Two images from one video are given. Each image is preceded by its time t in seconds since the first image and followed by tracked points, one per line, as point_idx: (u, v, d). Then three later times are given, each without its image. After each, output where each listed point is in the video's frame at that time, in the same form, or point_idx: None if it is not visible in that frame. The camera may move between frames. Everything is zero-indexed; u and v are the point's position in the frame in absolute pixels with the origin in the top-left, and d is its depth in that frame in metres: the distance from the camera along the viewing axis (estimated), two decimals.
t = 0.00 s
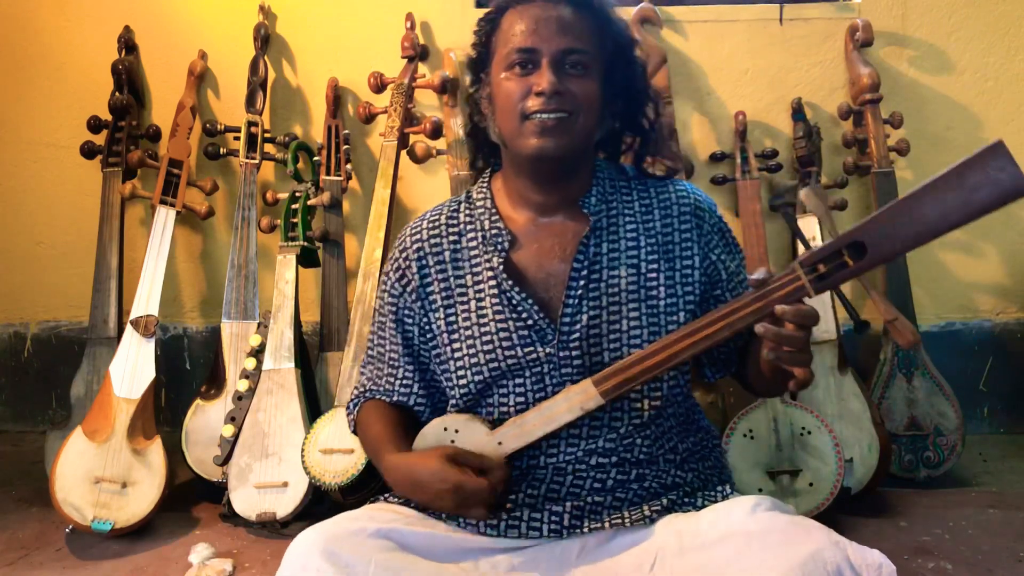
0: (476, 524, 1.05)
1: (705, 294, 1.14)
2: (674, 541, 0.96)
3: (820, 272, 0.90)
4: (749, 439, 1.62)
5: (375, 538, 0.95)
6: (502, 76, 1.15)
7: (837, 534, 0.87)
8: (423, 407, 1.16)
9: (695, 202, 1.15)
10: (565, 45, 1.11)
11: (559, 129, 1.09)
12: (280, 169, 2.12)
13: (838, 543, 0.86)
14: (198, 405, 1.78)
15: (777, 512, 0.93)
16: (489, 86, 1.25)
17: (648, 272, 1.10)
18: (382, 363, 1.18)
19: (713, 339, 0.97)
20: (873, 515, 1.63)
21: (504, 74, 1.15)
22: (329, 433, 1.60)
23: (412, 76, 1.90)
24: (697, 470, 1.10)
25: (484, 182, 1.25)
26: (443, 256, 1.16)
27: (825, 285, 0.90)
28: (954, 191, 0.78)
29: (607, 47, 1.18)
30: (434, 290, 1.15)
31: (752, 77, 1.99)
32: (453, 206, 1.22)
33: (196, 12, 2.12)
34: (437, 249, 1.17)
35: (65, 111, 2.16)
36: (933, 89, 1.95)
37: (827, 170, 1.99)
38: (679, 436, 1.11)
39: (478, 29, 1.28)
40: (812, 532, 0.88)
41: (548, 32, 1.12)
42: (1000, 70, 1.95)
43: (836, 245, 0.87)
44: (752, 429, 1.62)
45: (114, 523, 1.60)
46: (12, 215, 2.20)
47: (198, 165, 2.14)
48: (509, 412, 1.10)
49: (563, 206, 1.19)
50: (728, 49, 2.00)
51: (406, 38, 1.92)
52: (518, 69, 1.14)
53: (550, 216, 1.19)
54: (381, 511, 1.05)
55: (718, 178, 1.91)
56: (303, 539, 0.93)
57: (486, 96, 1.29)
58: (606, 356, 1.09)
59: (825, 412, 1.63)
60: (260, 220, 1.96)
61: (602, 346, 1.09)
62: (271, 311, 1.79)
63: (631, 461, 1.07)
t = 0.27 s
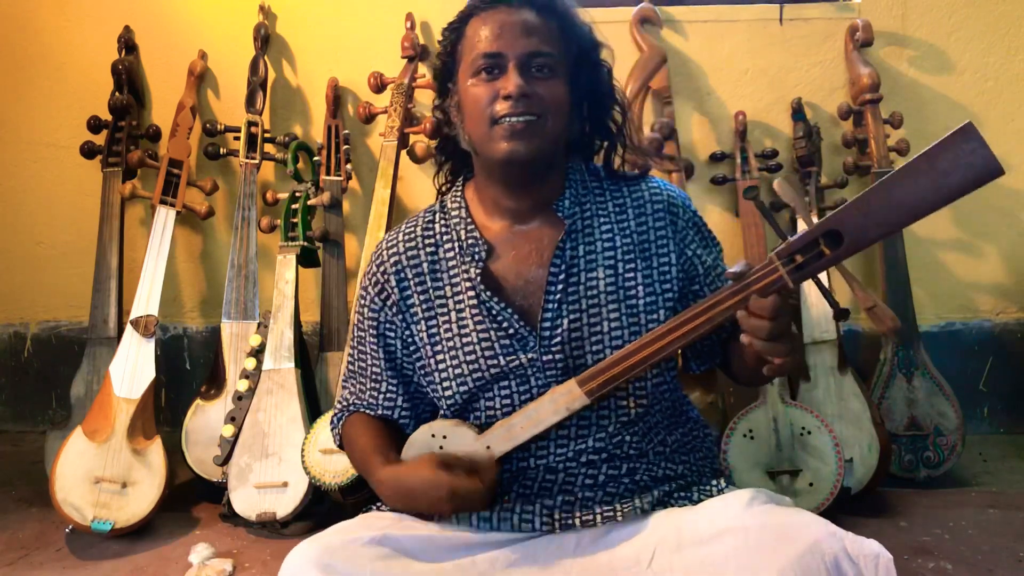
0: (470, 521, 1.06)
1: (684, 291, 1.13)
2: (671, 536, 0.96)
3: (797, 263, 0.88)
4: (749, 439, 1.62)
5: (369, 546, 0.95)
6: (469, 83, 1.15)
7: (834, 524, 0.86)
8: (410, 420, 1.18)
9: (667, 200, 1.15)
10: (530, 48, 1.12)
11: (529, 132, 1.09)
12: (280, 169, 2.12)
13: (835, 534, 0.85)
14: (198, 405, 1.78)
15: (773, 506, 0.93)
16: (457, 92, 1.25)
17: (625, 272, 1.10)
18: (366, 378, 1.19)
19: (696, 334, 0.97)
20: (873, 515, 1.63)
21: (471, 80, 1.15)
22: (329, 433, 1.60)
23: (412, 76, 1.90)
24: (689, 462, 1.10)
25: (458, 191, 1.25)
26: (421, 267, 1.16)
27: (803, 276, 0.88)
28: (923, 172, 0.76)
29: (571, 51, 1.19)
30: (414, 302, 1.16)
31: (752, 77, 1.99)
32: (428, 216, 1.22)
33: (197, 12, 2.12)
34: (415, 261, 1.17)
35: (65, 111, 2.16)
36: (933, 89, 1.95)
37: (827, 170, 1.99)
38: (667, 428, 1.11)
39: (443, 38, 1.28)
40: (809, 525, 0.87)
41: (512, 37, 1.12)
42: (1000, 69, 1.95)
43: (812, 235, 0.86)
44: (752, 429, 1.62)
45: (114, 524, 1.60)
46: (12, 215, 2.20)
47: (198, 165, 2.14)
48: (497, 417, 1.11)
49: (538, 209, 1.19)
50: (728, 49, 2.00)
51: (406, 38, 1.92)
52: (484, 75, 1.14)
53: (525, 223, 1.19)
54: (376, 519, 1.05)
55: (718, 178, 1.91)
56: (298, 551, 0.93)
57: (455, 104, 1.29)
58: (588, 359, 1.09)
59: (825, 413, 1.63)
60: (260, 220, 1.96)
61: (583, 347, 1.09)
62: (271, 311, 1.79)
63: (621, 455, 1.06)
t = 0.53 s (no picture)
0: (477, 524, 1.06)
1: (713, 292, 1.13)
2: (674, 538, 0.97)
3: (825, 267, 0.90)
4: (749, 439, 1.62)
5: (375, 538, 0.95)
6: (498, 75, 1.15)
7: (837, 533, 0.86)
8: (426, 404, 1.17)
9: (702, 199, 1.15)
10: (557, 38, 1.11)
11: (559, 124, 1.09)
12: (280, 169, 2.12)
13: (837, 542, 0.85)
14: (198, 405, 1.78)
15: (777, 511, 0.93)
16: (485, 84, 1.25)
17: (655, 268, 1.10)
18: (385, 358, 1.18)
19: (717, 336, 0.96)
20: (873, 515, 1.63)
21: (499, 72, 1.15)
22: (328, 433, 1.60)
23: (411, 76, 1.90)
24: (699, 471, 1.09)
25: (491, 177, 1.25)
26: (451, 251, 1.16)
27: (830, 281, 0.90)
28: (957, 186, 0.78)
29: (600, 39, 1.18)
30: (441, 285, 1.15)
31: (752, 77, 1.99)
32: (460, 202, 1.22)
33: (197, 12, 2.12)
34: (445, 244, 1.17)
35: (65, 111, 2.16)
36: (933, 89, 1.95)
37: (827, 170, 1.99)
38: (682, 436, 1.11)
39: (472, 30, 1.29)
40: (811, 531, 0.87)
41: (539, 28, 1.12)
42: (1000, 69, 1.95)
43: (841, 242, 0.87)
44: (752, 429, 1.62)
45: (114, 523, 1.60)
46: (12, 215, 2.20)
47: (198, 165, 2.14)
48: (514, 411, 1.10)
49: (571, 199, 1.19)
50: (728, 49, 2.00)
51: (406, 38, 1.92)
52: (512, 67, 1.14)
53: (557, 212, 1.18)
54: (382, 511, 1.05)
55: (718, 178, 1.91)
56: (305, 537, 0.93)
57: (485, 96, 1.29)
58: (613, 353, 1.09)
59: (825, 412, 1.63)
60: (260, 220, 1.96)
61: (609, 342, 1.09)
62: (271, 311, 1.79)
63: (634, 463, 1.06)
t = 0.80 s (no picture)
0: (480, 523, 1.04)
1: (726, 314, 1.14)
2: (675, 539, 0.96)
3: (847, 299, 0.91)
4: (749, 439, 1.62)
5: (381, 530, 0.95)
6: (525, 84, 1.15)
7: (837, 533, 0.86)
8: (435, 402, 1.19)
9: (724, 220, 1.15)
10: (586, 50, 1.11)
11: (583, 136, 1.09)
12: (280, 169, 2.12)
13: (838, 543, 0.85)
14: (198, 406, 1.78)
15: (779, 513, 0.93)
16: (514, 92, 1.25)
17: (672, 288, 1.10)
18: (398, 355, 1.19)
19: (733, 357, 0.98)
20: (873, 515, 1.63)
21: (527, 81, 1.15)
22: (328, 433, 1.60)
23: (412, 76, 1.90)
24: (701, 473, 1.10)
25: (514, 180, 1.24)
26: (469, 256, 1.15)
27: (849, 313, 0.91)
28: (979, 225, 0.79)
29: (631, 52, 1.18)
30: (458, 290, 1.15)
31: (752, 76, 1.99)
32: (482, 205, 1.21)
33: (197, 12, 2.12)
34: (464, 249, 1.16)
35: (65, 111, 2.16)
36: (933, 89, 1.95)
37: (827, 170, 1.99)
38: (686, 441, 1.11)
39: (504, 37, 1.28)
40: (813, 532, 0.88)
41: (569, 39, 1.12)
42: (999, 70, 1.95)
43: (863, 275, 0.88)
44: (752, 429, 1.62)
45: (114, 523, 1.60)
46: (12, 215, 2.20)
47: (198, 165, 2.14)
48: (522, 413, 1.11)
49: (592, 213, 1.18)
50: (729, 49, 2.00)
51: (406, 38, 1.92)
52: (540, 77, 1.14)
53: (577, 225, 1.17)
54: (386, 504, 1.04)
55: (718, 178, 1.91)
56: (311, 525, 0.93)
57: (512, 104, 1.29)
58: (625, 370, 1.10)
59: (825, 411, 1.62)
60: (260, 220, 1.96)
61: (622, 358, 1.09)
62: (271, 311, 1.79)
63: (639, 468, 1.07)
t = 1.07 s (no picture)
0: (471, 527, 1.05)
1: (699, 287, 1.14)
2: (675, 539, 0.96)
3: (812, 258, 0.89)
4: (749, 439, 1.62)
5: (374, 537, 0.95)
6: (491, 77, 1.15)
7: (837, 534, 0.86)
8: (422, 410, 1.17)
9: (685, 196, 1.16)
10: (553, 46, 1.11)
11: (548, 131, 1.09)
12: (280, 169, 2.12)
13: (838, 544, 0.85)
14: (198, 406, 1.78)
15: (778, 513, 0.93)
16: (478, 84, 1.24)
17: (640, 267, 1.10)
18: (378, 366, 1.18)
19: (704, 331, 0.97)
20: (873, 515, 1.63)
21: (492, 74, 1.15)
22: (328, 433, 1.60)
23: (412, 76, 1.90)
24: (696, 468, 1.09)
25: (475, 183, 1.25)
26: (436, 258, 1.16)
27: (817, 272, 0.90)
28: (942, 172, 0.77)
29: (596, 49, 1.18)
30: (428, 292, 1.15)
31: (753, 77, 2.00)
32: (444, 208, 1.22)
33: (196, 12, 2.12)
34: (431, 252, 1.17)
35: (65, 111, 2.16)
36: (933, 89, 1.95)
37: (827, 170, 1.99)
38: (677, 431, 1.11)
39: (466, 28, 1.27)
40: (813, 532, 0.87)
41: (536, 34, 1.12)
42: (1000, 70, 1.95)
43: (828, 232, 0.87)
44: (752, 429, 1.62)
45: (114, 523, 1.60)
46: (12, 215, 2.20)
47: (198, 165, 2.14)
48: (507, 411, 1.10)
49: (556, 202, 1.19)
50: (729, 49, 2.00)
51: (406, 38, 1.92)
52: (506, 70, 1.13)
53: (541, 215, 1.18)
54: (381, 512, 1.05)
55: (718, 178, 1.91)
56: (304, 539, 0.94)
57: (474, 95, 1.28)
58: (602, 352, 1.09)
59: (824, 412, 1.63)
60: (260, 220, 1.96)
61: (597, 340, 1.09)
62: (271, 311, 1.79)
63: (629, 459, 1.06)
